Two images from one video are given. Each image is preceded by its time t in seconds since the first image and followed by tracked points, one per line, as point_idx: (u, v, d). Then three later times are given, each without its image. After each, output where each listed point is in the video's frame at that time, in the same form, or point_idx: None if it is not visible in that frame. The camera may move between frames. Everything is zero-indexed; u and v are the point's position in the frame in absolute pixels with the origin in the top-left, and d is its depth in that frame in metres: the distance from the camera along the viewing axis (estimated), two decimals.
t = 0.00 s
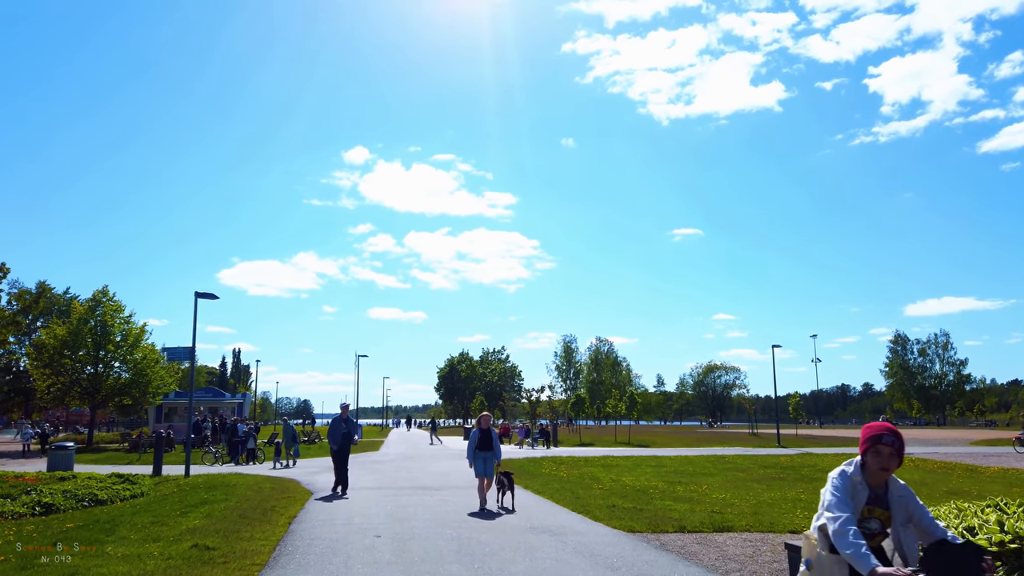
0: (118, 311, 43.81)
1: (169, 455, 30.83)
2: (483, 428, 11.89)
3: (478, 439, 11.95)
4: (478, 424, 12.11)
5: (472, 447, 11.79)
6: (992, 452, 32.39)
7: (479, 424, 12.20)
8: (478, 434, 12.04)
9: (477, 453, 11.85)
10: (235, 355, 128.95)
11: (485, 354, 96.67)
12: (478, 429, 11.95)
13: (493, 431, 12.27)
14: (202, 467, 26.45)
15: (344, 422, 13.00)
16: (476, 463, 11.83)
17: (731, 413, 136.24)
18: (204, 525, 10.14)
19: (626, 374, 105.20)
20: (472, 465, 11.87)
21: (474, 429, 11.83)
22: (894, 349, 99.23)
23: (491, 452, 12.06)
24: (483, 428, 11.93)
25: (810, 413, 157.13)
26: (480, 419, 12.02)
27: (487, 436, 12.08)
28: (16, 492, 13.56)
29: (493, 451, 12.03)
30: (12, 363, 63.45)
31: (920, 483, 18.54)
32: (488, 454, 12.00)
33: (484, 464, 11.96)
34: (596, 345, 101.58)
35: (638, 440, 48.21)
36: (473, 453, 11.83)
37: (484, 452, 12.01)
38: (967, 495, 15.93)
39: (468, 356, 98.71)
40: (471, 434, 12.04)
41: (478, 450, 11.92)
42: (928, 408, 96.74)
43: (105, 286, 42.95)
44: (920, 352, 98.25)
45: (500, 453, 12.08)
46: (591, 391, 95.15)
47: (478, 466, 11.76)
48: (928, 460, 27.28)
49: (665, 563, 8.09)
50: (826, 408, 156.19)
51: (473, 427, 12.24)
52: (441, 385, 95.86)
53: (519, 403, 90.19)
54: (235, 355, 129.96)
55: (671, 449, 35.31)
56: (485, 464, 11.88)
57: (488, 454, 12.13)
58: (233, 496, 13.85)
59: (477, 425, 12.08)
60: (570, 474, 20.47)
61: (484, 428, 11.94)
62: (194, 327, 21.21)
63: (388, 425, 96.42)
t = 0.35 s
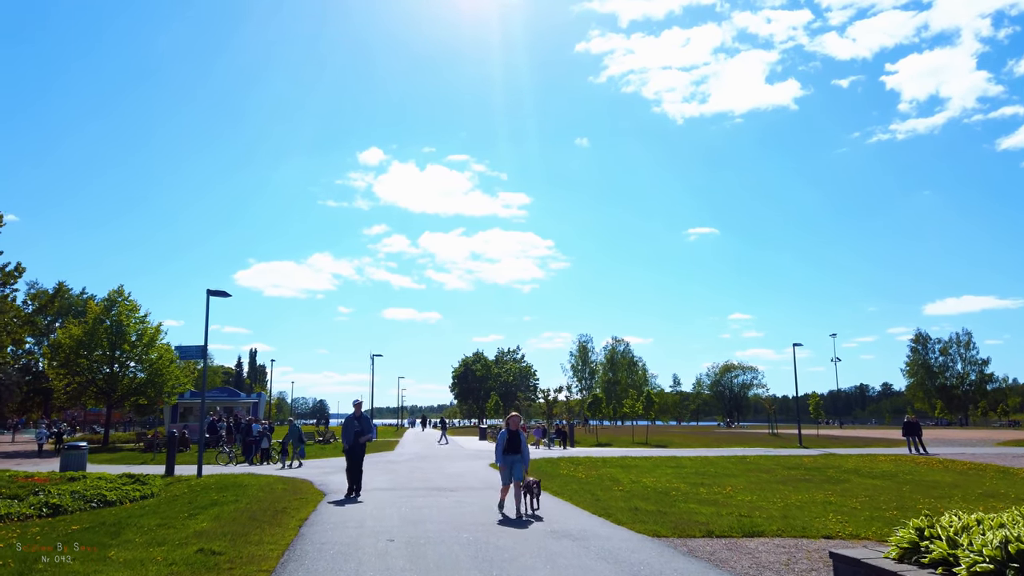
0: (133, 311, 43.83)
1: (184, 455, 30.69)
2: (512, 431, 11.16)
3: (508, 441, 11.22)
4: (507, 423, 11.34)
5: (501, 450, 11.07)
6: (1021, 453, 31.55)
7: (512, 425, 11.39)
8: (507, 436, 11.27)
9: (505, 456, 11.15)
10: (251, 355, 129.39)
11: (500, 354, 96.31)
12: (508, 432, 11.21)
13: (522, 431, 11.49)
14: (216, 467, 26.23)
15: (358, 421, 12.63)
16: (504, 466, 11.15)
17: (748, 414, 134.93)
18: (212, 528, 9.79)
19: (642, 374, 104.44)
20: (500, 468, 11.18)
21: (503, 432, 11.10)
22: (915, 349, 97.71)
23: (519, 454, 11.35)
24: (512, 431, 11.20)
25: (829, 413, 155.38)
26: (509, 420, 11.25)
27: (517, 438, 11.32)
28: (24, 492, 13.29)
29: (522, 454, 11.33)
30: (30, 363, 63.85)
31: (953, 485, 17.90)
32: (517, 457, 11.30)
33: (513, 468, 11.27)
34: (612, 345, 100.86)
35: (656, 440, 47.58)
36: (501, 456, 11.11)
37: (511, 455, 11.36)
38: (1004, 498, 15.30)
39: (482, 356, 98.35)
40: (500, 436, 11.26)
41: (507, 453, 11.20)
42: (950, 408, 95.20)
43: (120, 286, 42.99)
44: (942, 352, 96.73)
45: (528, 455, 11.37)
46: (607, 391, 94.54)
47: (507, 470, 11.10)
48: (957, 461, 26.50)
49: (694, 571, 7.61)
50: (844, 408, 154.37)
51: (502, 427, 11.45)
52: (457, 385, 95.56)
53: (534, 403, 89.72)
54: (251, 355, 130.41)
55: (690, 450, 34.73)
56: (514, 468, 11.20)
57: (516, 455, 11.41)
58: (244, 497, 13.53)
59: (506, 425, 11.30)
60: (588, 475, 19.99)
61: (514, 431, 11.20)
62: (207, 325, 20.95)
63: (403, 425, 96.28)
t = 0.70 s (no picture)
0: (166, 312, 44.25)
1: (216, 455, 30.75)
2: (556, 435, 10.43)
3: (552, 446, 10.49)
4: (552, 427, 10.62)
5: (544, 456, 10.39)
6: None
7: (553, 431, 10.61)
8: (552, 440, 10.54)
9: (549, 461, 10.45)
10: (283, 355, 130.57)
11: (529, 354, 95.91)
12: (552, 436, 10.49)
13: (570, 434, 10.72)
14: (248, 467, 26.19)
15: (387, 422, 12.26)
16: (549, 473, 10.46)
17: (782, 414, 132.72)
18: (240, 532, 9.52)
19: (673, 374, 103.26)
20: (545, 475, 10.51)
21: (546, 437, 10.41)
22: (955, 347, 95.18)
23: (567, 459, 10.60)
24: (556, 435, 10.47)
25: (865, 413, 152.29)
26: (554, 424, 10.52)
27: (563, 442, 10.57)
28: (55, 493, 13.20)
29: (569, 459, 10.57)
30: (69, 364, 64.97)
31: (1010, 489, 17.03)
32: (564, 462, 10.56)
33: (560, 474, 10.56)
34: (642, 344, 99.79)
35: (690, 441, 46.70)
36: (545, 463, 10.44)
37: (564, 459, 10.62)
38: None
39: (512, 356, 98.01)
40: (545, 440, 10.57)
41: (551, 458, 10.50)
42: (992, 407, 92.57)
43: (154, 287, 43.42)
44: (983, 350, 94.06)
45: (577, 461, 10.59)
46: (638, 391, 93.61)
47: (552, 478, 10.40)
48: (1008, 464, 25.43)
49: None
50: (881, 408, 151.19)
51: (548, 430, 10.75)
52: (486, 385, 95.30)
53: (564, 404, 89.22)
54: (282, 356, 131.59)
55: (726, 451, 33.93)
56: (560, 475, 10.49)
57: (564, 460, 10.69)
58: (274, 500, 13.28)
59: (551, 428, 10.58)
60: (624, 477, 19.45)
61: (558, 435, 10.46)
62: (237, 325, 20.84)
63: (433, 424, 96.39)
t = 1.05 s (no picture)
0: (199, 313, 44.65)
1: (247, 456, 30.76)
2: (605, 434, 9.68)
3: (602, 446, 9.70)
4: (601, 428, 9.88)
5: (593, 457, 9.60)
6: None
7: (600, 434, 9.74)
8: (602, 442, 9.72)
9: (599, 463, 9.63)
10: (313, 355, 131.56)
11: (559, 355, 95.40)
12: (602, 436, 9.73)
13: (620, 437, 9.94)
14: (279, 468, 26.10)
15: (421, 425, 11.78)
16: (600, 477, 9.61)
17: (817, 414, 130.34)
18: (267, 537, 9.20)
19: (705, 374, 101.90)
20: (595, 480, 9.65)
21: (595, 436, 9.66)
22: (996, 346, 92.52)
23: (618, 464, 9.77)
24: (605, 434, 9.71)
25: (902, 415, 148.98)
26: (603, 423, 9.80)
27: (613, 444, 9.78)
28: (84, 495, 13.08)
29: (621, 463, 9.74)
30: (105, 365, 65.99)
31: None
32: (615, 466, 9.72)
33: (610, 479, 9.70)
34: (673, 344, 98.60)
35: (724, 442, 45.79)
36: (595, 465, 9.62)
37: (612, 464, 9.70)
38: None
39: (541, 356, 97.57)
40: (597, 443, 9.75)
41: (601, 461, 9.67)
42: None
43: (186, 289, 43.75)
44: None
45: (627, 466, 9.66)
46: (669, 391, 92.57)
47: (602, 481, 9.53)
48: None
49: None
50: (919, 409, 147.90)
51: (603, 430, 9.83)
52: (515, 386, 94.92)
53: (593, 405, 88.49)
54: (313, 356, 132.60)
55: (763, 452, 33.05)
56: (610, 480, 9.64)
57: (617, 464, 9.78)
58: (303, 502, 13.04)
59: (600, 430, 9.84)
60: (660, 480, 18.89)
61: (608, 434, 9.70)
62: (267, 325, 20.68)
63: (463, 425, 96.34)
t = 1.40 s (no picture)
0: (214, 314, 44.61)
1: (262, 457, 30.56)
2: (644, 434, 8.47)
3: (641, 448, 8.48)
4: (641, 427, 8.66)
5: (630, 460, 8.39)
6: None
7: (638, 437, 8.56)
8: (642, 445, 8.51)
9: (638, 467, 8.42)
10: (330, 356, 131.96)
11: (575, 355, 94.89)
12: (641, 436, 8.52)
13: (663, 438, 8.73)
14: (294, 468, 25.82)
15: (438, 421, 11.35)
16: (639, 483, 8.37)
17: (836, 415, 128.82)
18: (275, 542, 8.82)
19: (722, 374, 100.96)
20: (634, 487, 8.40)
21: (632, 435, 8.47)
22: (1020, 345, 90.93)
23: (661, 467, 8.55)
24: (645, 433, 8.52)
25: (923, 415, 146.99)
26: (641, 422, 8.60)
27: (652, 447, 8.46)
28: (93, 496, 12.80)
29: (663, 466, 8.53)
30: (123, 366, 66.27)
31: None
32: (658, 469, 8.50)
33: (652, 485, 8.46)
34: (690, 344, 97.76)
35: (745, 443, 45.04)
36: (633, 469, 8.40)
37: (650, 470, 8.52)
38: None
39: (557, 356, 97.08)
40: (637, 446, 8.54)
41: (641, 464, 8.45)
42: None
43: (202, 289, 43.74)
44: None
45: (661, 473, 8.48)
46: (686, 391, 91.80)
47: (643, 487, 8.27)
48: None
49: None
50: (940, 409, 145.88)
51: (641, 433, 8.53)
52: (531, 386, 94.54)
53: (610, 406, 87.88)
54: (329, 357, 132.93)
55: (785, 454, 32.30)
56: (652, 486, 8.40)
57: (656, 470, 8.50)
58: (316, 505, 12.69)
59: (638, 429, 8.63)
60: (682, 482, 18.35)
61: (648, 434, 8.49)
62: (280, 324, 20.39)
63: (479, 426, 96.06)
